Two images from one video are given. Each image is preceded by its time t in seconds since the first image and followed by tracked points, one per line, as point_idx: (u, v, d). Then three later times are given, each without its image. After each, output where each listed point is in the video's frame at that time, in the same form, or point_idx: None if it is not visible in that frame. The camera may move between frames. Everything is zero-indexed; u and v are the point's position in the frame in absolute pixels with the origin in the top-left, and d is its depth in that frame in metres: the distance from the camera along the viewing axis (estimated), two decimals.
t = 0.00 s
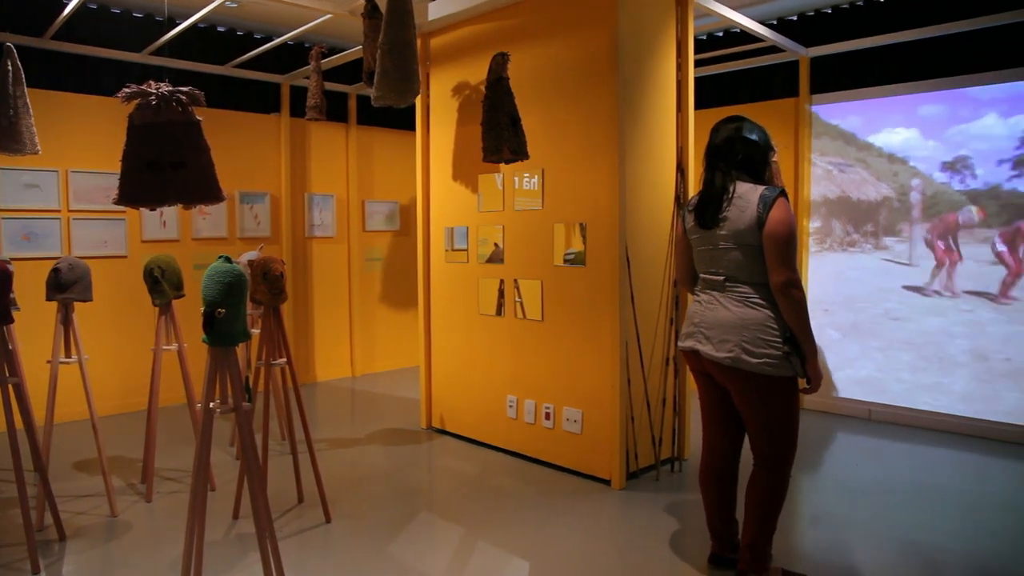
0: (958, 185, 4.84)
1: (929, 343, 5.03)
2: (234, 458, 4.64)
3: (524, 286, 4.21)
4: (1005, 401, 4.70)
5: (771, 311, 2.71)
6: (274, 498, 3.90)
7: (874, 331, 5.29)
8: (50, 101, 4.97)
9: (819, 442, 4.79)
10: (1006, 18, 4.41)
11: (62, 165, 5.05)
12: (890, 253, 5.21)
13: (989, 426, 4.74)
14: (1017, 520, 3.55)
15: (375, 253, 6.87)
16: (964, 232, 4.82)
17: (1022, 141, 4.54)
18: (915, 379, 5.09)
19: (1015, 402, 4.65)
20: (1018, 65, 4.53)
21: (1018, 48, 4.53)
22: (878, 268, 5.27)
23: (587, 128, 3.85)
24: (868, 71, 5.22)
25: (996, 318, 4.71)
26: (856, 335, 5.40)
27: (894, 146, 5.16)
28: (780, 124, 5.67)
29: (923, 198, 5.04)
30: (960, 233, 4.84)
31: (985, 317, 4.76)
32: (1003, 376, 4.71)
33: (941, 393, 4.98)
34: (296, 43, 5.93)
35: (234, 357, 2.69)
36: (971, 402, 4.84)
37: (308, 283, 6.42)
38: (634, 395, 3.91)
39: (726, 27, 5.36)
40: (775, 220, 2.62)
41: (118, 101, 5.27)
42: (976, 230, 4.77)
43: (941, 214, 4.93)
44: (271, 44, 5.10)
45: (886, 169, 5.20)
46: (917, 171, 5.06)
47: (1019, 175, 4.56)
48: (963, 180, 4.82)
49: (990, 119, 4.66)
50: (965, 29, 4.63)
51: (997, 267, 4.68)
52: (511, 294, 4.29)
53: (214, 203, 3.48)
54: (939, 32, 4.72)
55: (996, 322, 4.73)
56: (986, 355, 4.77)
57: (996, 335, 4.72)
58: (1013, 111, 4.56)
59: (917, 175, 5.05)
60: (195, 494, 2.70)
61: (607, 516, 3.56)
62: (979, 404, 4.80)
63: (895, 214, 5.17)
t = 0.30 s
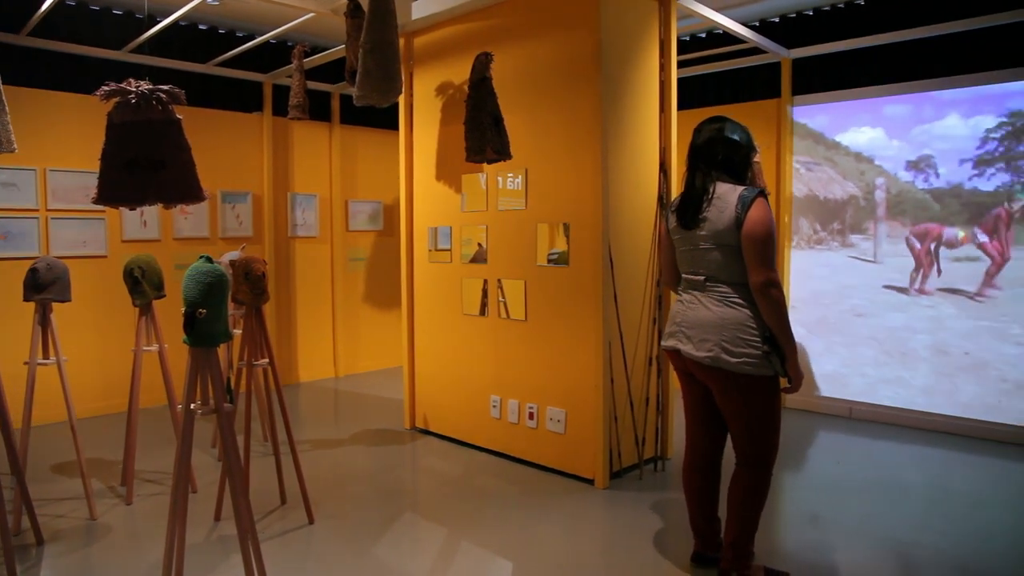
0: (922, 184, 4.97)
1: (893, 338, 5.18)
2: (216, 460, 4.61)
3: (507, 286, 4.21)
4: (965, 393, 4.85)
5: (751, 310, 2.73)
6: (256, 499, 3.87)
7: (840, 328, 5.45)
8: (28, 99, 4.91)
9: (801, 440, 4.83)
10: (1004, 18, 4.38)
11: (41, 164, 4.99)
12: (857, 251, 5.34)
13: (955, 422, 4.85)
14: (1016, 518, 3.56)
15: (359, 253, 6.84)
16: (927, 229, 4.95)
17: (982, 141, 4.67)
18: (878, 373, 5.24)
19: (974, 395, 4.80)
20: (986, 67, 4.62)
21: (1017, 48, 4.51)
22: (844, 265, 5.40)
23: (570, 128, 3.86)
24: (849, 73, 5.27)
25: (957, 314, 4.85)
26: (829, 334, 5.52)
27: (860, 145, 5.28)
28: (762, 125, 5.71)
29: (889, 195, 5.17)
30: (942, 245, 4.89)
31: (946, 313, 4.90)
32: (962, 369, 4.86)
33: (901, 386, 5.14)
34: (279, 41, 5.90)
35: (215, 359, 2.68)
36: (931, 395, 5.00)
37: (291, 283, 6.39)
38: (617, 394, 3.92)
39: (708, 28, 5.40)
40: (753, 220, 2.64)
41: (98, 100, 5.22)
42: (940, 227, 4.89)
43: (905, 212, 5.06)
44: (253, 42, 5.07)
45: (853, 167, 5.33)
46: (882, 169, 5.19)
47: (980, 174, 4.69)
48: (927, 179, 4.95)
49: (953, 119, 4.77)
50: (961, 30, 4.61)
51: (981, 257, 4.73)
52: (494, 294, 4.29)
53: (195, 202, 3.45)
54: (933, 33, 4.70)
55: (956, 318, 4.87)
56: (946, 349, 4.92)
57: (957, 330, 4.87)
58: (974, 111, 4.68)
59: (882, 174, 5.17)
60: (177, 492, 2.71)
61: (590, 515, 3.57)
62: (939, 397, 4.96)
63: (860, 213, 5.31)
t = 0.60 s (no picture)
0: (883, 180, 5.14)
1: (851, 331, 5.36)
2: (196, 462, 4.57)
3: (490, 286, 4.21)
4: (919, 383, 5.03)
5: (731, 310, 2.75)
6: (237, 501, 3.84)
7: (802, 322, 5.62)
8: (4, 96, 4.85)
9: (782, 438, 4.87)
10: (1002, 18, 4.41)
11: (17, 162, 4.92)
12: (819, 246, 5.51)
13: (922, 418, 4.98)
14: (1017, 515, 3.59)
15: (341, 253, 6.81)
16: (886, 224, 5.14)
17: (939, 139, 4.85)
18: (836, 364, 5.42)
19: (928, 384, 4.98)
20: (940, 71, 4.80)
21: (1014, 48, 4.52)
22: (807, 260, 5.57)
23: (553, 128, 3.86)
24: (831, 74, 5.32)
25: (912, 306, 5.03)
26: (805, 332, 5.61)
27: (824, 142, 5.43)
28: (744, 126, 5.75)
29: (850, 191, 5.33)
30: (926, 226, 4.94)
31: (902, 305, 5.08)
32: (917, 360, 5.04)
33: (859, 377, 5.32)
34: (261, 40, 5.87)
35: (196, 361, 2.65)
36: (888, 386, 5.17)
37: (273, 283, 6.35)
38: (600, 394, 3.93)
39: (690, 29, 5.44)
40: (733, 220, 2.66)
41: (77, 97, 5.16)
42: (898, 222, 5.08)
43: (866, 208, 5.24)
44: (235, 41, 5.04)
45: (815, 164, 5.49)
46: (843, 166, 5.36)
47: (938, 171, 4.87)
48: (887, 175, 5.12)
49: (911, 117, 4.94)
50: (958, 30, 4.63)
51: (946, 259, 4.88)
52: (477, 294, 4.29)
53: (176, 202, 3.41)
54: (930, 33, 4.71)
55: (912, 310, 5.05)
56: (902, 341, 5.10)
57: (913, 323, 5.05)
58: (931, 109, 4.86)
59: (844, 170, 5.34)
60: (157, 494, 2.69)
61: (573, 514, 3.58)
62: (895, 388, 5.13)
63: (823, 208, 5.47)
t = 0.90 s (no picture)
0: (847, 182, 5.26)
1: (815, 330, 5.50)
2: (177, 463, 4.53)
3: (473, 286, 4.21)
4: (881, 380, 5.15)
5: (712, 310, 2.76)
6: (218, 503, 3.82)
7: (768, 320, 5.77)
8: None
9: (764, 437, 4.90)
10: (999, 18, 4.40)
11: None
12: (786, 247, 5.66)
13: (901, 416, 5.03)
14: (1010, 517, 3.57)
15: (324, 252, 6.79)
16: (850, 225, 5.28)
17: (901, 142, 4.97)
18: (800, 363, 5.54)
19: (888, 381, 5.11)
20: (930, 70, 4.79)
21: (1005, 50, 4.51)
22: (773, 260, 5.72)
23: (536, 128, 3.86)
24: (812, 76, 5.35)
25: (885, 306, 5.10)
26: (781, 333, 5.69)
27: (790, 144, 5.55)
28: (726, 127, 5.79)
29: (815, 193, 5.47)
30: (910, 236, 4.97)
31: (866, 305, 5.21)
32: (879, 358, 5.17)
33: (823, 376, 5.45)
34: (242, 39, 5.83)
35: (177, 360, 2.65)
36: (850, 383, 5.31)
37: (255, 284, 6.31)
38: (583, 393, 3.94)
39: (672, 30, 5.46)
40: (713, 220, 2.67)
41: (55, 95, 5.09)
42: (862, 223, 5.21)
43: (831, 210, 5.36)
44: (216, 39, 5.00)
45: (783, 167, 5.62)
46: (810, 168, 5.48)
47: (900, 174, 4.98)
48: (851, 177, 5.23)
49: (874, 120, 5.06)
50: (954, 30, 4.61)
51: (913, 260, 4.97)
52: (460, 294, 4.28)
53: (155, 201, 3.38)
54: (926, 33, 4.69)
55: (875, 309, 5.17)
56: (864, 340, 5.24)
57: (875, 321, 5.17)
58: (893, 113, 4.97)
59: (810, 172, 5.47)
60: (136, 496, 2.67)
61: (557, 514, 3.59)
62: (857, 385, 5.27)
63: (789, 210, 5.61)
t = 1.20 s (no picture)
0: (814, 183, 5.39)
1: (782, 328, 5.63)
2: (158, 465, 4.49)
3: (456, 286, 4.20)
4: (844, 377, 5.29)
5: (695, 310, 2.77)
6: (199, 504, 3.79)
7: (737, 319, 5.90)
8: None
9: (746, 436, 4.94)
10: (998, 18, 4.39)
11: None
12: (754, 246, 5.79)
13: (880, 414, 5.09)
14: (1012, 522, 3.53)
15: (306, 252, 6.75)
16: (816, 226, 5.41)
17: (867, 144, 5.09)
18: (779, 362, 5.60)
19: (851, 378, 5.24)
20: (924, 71, 4.80)
21: (987, 53, 4.56)
22: (741, 260, 5.85)
23: (519, 128, 3.86)
24: (794, 78, 5.39)
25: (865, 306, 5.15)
26: (761, 332, 5.74)
27: (758, 144, 5.67)
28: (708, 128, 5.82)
29: (782, 194, 5.60)
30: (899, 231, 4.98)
31: (842, 305, 5.28)
32: (842, 355, 5.30)
33: (789, 373, 5.58)
34: (224, 37, 5.79)
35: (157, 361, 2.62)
36: (815, 380, 5.44)
37: (237, 284, 6.28)
38: (566, 393, 3.94)
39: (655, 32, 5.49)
40: (695, 220, 2.68)
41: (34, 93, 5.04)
42: (828, 223, 5.34)
43: (798, 210, 5.49)
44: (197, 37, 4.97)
45: (751, 167, 5.75)
46: (777, 169, 5.61)
47: (865, 175, 5.11)
48: (818, 178, 5.37)
49: (840, 122, 5.18)
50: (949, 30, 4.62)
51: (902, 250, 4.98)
52: (444, 294, 4.28)
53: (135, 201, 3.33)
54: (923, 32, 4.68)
55: (840, 308, 5.31)
56: (829, 337, 5.37)
57: (839, 320, 5.30)
58: (859, 116, 5.09)
59: (777, 173, 5.60)
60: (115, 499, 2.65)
61: (541, 514, 3.59)
62: (833, 384, 5.35)
63: (756, 210, 5.75)
